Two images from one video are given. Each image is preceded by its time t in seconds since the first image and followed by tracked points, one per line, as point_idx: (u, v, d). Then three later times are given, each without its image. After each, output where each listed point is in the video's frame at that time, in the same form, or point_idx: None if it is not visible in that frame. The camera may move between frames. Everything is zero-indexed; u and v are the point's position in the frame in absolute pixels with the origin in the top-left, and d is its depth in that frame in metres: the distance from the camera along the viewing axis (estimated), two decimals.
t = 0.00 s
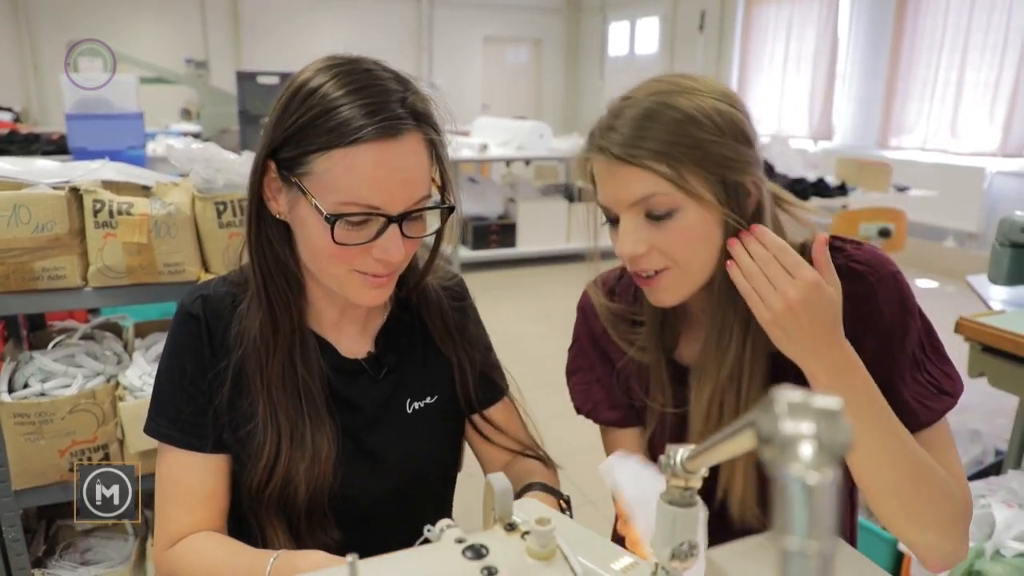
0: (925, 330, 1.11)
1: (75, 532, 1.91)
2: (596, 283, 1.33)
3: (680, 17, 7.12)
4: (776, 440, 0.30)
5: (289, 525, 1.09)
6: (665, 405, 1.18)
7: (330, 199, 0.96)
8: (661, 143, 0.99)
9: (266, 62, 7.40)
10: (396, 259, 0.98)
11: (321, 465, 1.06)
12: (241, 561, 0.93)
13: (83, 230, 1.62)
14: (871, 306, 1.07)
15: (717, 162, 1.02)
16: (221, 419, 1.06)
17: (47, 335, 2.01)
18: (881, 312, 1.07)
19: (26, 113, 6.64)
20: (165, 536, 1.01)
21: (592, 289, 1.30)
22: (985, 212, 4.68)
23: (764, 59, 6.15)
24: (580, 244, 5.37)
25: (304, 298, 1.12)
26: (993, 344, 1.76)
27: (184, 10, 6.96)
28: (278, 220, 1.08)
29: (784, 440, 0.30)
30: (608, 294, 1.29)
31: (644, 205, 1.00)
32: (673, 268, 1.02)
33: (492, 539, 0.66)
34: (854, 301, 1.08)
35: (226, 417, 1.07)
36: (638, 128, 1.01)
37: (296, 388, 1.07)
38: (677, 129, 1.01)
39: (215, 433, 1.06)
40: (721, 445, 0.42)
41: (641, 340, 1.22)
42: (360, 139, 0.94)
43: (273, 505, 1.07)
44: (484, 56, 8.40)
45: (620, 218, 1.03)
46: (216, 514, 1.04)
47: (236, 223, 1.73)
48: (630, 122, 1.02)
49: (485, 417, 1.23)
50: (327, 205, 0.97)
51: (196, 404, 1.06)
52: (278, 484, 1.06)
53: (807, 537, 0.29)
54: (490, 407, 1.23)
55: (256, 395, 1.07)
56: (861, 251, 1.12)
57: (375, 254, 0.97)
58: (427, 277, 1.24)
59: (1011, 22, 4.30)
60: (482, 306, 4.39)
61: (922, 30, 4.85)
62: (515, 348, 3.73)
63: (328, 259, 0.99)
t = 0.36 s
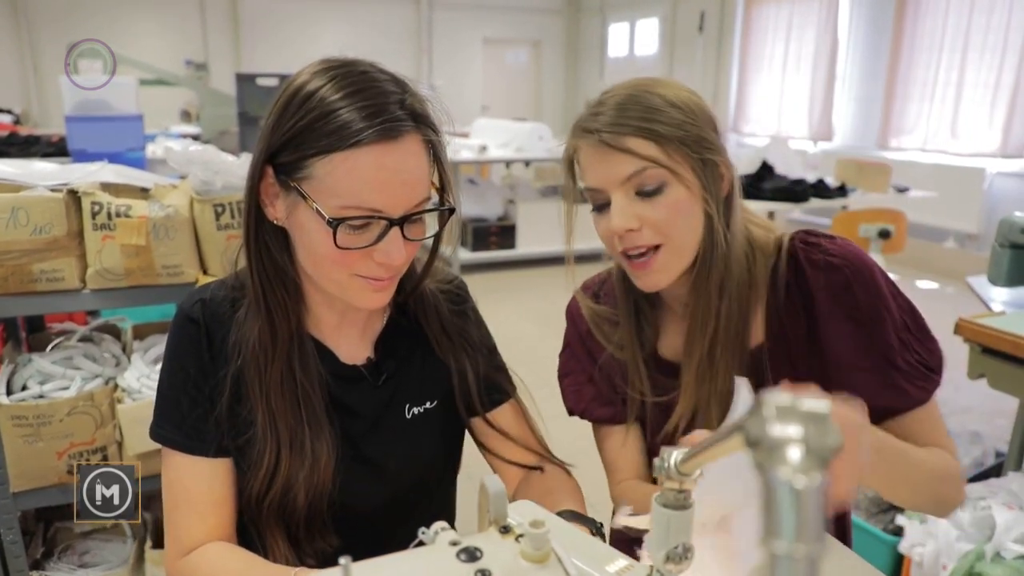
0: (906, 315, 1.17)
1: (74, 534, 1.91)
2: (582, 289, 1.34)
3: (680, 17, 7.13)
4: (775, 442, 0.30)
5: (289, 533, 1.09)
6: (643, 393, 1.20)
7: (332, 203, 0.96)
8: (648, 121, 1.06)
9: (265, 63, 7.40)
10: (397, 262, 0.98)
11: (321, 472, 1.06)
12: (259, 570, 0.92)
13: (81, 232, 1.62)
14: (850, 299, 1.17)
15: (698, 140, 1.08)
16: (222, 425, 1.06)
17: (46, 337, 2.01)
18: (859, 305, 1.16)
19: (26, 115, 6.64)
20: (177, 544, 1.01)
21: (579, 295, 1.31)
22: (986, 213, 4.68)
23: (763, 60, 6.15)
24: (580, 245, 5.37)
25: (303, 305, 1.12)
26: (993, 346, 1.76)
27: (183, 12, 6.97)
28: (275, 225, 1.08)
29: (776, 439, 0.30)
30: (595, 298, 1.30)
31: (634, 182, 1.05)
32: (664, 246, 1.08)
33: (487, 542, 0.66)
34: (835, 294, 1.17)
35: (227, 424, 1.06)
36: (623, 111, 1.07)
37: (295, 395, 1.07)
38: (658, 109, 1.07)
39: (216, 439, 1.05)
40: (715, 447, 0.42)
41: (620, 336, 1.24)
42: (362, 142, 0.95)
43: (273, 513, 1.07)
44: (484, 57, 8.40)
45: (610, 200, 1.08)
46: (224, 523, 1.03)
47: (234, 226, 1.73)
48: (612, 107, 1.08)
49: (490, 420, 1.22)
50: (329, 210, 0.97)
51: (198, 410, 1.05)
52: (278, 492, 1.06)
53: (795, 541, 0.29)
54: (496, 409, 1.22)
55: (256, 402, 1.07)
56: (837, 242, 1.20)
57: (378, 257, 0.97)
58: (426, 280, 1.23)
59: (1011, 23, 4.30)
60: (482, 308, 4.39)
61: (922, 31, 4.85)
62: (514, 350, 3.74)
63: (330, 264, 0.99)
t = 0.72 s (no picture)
0: (897, 282, 1.19)
1: (73, 537, 1.91)
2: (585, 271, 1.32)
3: (680, 18, 7.13)
4: (760, 443, 0.30)
5: (282, 537, 1.08)
6: (641, 366, 1.19)
7: (325, 207, 0.96)
8: (686, 103, 1.07)
9: (265, 65, 7.41)
10: (392, 266, 0.98)
11: (314, 477, 1.06)
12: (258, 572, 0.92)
13: (79, 234, 1.62)
14: (843, 268, 1.18)
15: (724, 122, 1.10)
16: (215, 432, 1.05)
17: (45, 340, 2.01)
18: (853, 275, 1.18)
19: (27, 118, 6.66)
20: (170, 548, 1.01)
21: (583, 278, 1.30)
22: (987, 213, 4.67)
23: (763, 61, 6.15)
24: (580, 246, 5.36)
25: (295, 308, 1.12)
26: (994, 346, 1.75)
27: (183, 15, 6.97)
28: (266, 229, 1.07)
29: (760, 442, 0.30)
30: (600, 281, 1.28)
31: (681, 160, 1.06)
32: (704, 221, 1.09)
33: (478, 544, 0.66)
34: (824, 266, 1.18)
35: (222, 429, 1.06)
36: (656, 94, 1.07)
37: (288, 400, 1.06)
38: (683, 95, 1.07)
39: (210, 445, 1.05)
40: (707, 447, 0.42)
41: (617, 314, 1.23)
42: (355, 145, 0.94)
43: (266, 518, 1.07)
44: (484, 58, 8.41)
45: (654, 179, 1.07)
46: (219, 527, 1.04)
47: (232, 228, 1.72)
48: (645, 89, 1.08)
49: (484, 423, 1.21)
50: (322, 215, 0.96)
51: (191, 416, 1.05)
52: (270, 497, 1.06)
53: (779, 546, 0.29)
54: (490, 411, 1.22)
55: (247, 409, 1.06)
56: (828, 222, 1.22)
57: (371, 261, 0.97)
58: (419, 282, 1.22)
59: (1012, 24, 4.30)
60: (483, 310, 4.39)
61: (923, 31, 4.85)
62: (515, 351, 3.73)
63: (323, 269, 0.99)
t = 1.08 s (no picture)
0: (915, 284, 1.15)
1: (73, 537, 1.91)
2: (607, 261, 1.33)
3: (683, 19, 7.12)
4: (744, 448, 0.29)
5: (279, 536, 1.08)
6: (655, 347, 1.18)
7: (313, 206, 0.96)
8: (714, 105, 1.04)
9: (268, 65, 7.42)
10: (383, 264, 0.97)
11: (310, 476, 1.06)
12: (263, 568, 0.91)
13: (79, 234, 1.62)
14: (860, 269, 1.14)
15: (749, 126, 1.08)
16: (211, 431, 1.05)
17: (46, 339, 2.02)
18: (868, 276, 1.13)
19: (30, 118, 6.66)
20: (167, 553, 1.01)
21: (602, 266, 1.31)
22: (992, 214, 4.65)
23: (767, 61, 6.14)
24: (582, 246, 5.36)
25: (288, 308, 1.11)
26: (997, 348, 1.74)
27: (187, 15, 6.99)
28: (261, 229, 1.07)
29: (743, 448, 0.29)
30: (620, 270, 1.29)
31: (692, 159, 1.05)
32: (710, 217, 1.07)
33: (472, 546, 0.65)
34: (843, 268, 1.15)
35: (218, 428, 1.06)
36: (681, 92, 1.05)
37: (282, 398, 1.06)
38: (702, 89, 1.05)
39: (208, 444, 1.05)
40: (695, 450, 0.42)
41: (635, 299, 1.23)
42: (342, 144, 0.94)
43: (262, 517, 1.07)
44: (486, 59, 8.41)
45: (665, 172, 1.07)
46: (215, 526, 1.03)
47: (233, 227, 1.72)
48: (670, 85, 1.06)
49: (480, 422, 1.21)
50: (309, 213, 0.96)
51: (187, 414, 1.05)
52: (265, 496, 1.05)
53: (764, 550, 0.29)
54: (489, 410, 1.22)
55: (242, 409, 1.06)
56: (846, 224, 1.19)
57: (362, 260, 0.96)
58: (415, 279, 1.22)
59: (1017, 24, 4.29)
60: (485, 310, 4.38)
61: (928, 31, 4.83)
62: (517, 352, 3.73)
63: (316, 269, 0.98)
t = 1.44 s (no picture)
0: (915, 290, 1.13)
1: (74, 537, 1.91)
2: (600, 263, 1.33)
3: (688, 18, 7.10)
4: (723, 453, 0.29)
5: (276, 535, 1.08)
6: (648, 352, 1.19)
7: (301, 206, 0.96)
8: (710, 110, 1.03)
9: (273, 65, 7.43)
10: (373, 267, 0.96)
11: (309, 474, 1.05)
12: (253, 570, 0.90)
13: (79, 234, 1.62)
14: (858, 276, 1.12)
15: (745, 130, 1.06)
16: (212, 426, 1.05)
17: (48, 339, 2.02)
18: (866, 282, 1.12)
19: (35, 119, 6.68)
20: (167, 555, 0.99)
21: (595, 269, 1.31)
22: (998, 215, 4.63)
23: (772, 61, 6.12)
24: (586, 247, 5.35)
25: (291, 305, 1.11)
26: (1000, 350, 1.73)
27: (191, 15, 7.00)
28: (262, 227, 1.08)
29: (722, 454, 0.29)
30: (611, 274, 1.29)
31: (680, 163, 1.03)
32: (697, 226, 1.06)
33: (462, 550, 0.65)
34: (841, 274, 1.14)
35: (218, 423, 1.06)
36: (677, 94, 1.04)
37: (281, 395, 1.06)
38: (698, 91, 1.04)
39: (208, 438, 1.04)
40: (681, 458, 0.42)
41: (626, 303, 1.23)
42: (334, 143, 0.94)
43: (260, 516, 1.07)
44: (491, 59, 8.41)
45: (654, 175, 1.06)
46: (218, 521, 1.02)
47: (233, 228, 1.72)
48: (664, 90, 1.05)
49: (476, 427, 1.20)
50: (298, 214, 0.96)
51: (190, 408, 1.05)
52: (264, 494, 1.05)
53: (741, 561, 0.29)
54: (486, 415, 1.20)
55: (243, 406, 1.06)
56: (847, 229, 1.17)
57: (354, 261, 0.96)
58: (416, 277, 1.21)
59: None
60: (487, 311, 4.38)
61: (934, 30, 4.81)
62: (520, 353, 3.72)
63: (312, 269, 0.98)
